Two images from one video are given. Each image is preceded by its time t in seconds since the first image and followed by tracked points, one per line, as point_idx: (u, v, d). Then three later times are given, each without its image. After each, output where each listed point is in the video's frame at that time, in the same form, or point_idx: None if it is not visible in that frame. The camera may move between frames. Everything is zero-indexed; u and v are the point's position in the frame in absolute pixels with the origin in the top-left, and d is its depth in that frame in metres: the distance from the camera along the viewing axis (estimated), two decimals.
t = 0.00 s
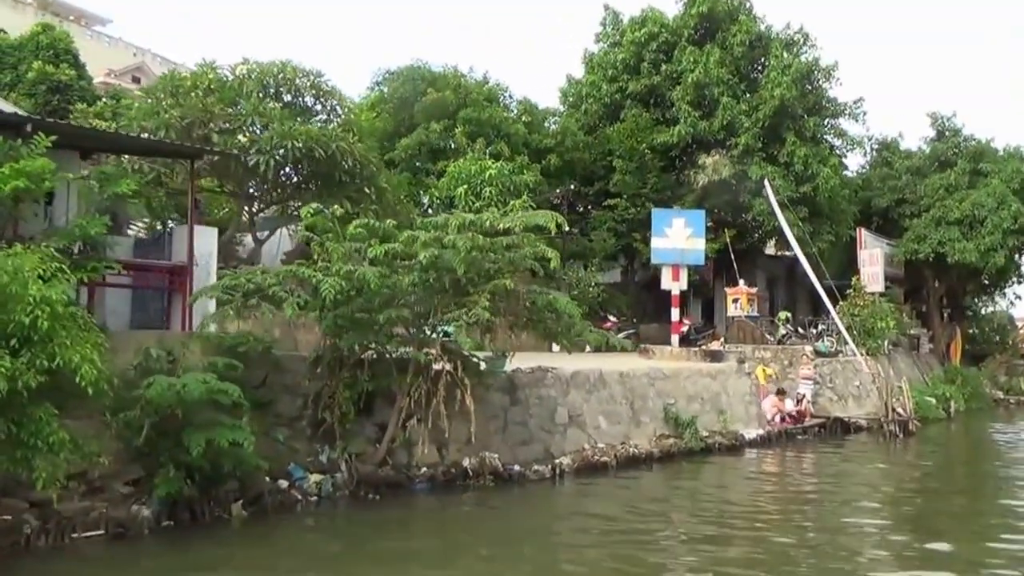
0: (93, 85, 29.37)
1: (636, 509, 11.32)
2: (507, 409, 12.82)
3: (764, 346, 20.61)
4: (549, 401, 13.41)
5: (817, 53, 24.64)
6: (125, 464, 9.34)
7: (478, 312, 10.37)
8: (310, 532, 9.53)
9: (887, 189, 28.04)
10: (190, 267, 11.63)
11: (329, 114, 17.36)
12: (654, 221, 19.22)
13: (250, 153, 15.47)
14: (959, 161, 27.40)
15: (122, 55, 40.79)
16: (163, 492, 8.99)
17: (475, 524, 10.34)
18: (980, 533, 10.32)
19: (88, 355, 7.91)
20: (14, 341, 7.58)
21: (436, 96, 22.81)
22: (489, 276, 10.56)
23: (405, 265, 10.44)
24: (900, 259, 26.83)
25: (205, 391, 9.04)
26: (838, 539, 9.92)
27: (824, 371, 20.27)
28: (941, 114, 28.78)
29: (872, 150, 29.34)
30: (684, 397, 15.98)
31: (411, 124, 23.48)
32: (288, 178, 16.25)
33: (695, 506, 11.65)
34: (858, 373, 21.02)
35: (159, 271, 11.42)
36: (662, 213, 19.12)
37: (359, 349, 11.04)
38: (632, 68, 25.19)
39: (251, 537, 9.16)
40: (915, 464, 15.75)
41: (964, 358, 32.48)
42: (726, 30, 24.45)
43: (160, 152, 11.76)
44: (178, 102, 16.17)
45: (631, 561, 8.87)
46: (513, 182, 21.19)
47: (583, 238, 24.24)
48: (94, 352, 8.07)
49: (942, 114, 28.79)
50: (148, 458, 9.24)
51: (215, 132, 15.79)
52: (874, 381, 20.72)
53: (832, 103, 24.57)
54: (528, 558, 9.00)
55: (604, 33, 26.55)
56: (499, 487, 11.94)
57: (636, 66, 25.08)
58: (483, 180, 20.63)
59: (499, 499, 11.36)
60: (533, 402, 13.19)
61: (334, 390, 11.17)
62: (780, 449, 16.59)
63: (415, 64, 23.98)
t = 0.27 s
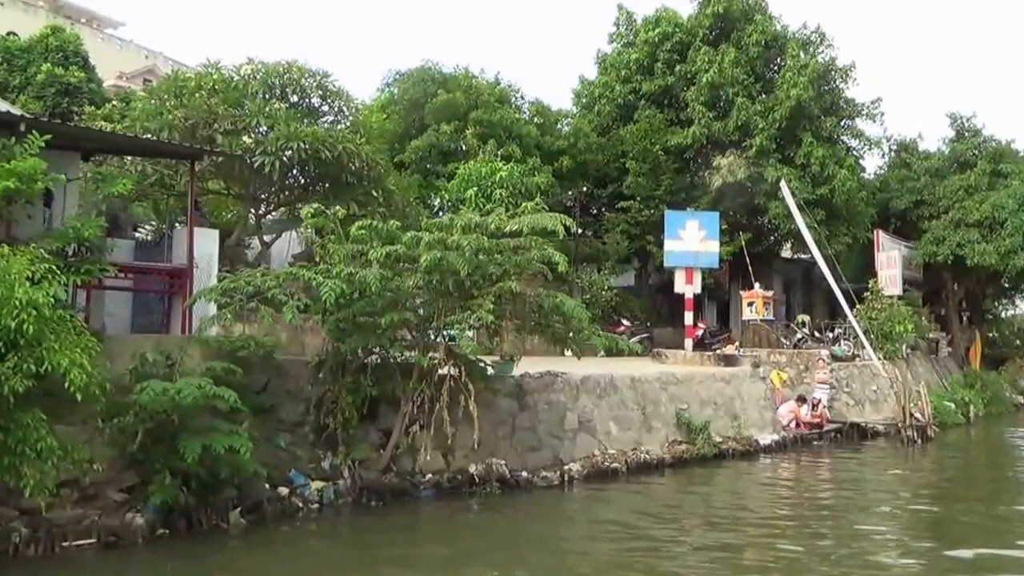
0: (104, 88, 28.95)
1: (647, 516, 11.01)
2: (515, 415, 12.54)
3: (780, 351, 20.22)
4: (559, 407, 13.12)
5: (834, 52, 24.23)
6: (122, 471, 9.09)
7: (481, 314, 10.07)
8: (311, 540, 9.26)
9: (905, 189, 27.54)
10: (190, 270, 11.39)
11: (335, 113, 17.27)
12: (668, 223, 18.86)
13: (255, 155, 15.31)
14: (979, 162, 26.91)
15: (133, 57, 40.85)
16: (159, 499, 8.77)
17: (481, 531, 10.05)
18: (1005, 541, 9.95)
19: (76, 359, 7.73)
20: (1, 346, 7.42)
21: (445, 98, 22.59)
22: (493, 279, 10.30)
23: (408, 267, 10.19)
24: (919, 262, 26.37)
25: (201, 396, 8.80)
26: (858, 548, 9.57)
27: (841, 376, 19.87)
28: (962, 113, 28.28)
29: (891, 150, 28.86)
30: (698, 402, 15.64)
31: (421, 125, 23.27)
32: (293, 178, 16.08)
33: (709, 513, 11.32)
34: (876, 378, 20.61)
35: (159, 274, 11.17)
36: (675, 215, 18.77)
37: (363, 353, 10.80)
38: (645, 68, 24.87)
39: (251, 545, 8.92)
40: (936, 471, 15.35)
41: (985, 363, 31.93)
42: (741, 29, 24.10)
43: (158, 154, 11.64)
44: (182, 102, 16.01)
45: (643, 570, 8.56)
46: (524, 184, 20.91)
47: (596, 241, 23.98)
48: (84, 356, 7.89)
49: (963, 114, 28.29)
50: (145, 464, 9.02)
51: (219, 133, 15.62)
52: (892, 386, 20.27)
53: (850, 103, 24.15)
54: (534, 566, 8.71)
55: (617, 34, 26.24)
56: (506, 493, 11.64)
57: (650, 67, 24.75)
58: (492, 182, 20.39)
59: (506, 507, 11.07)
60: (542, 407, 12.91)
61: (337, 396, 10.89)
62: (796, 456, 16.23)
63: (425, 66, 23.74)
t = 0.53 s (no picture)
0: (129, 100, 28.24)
1: (658, 528, 10.76)
2: (523, 424, 12.35)
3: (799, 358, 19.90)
4: (568, 415, 12.92)
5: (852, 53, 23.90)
6: (121, 480, 8.98)
7: (485, 320, 9.82)
8: (313, 551, 9.10)
9: (928, 192, 27.22)
10: (195, 276, 11.30)
11: (351, 120, 17.11)
12: (682, 226, 18.58)
13: (264, 161, 15.25)
14: (1004, 164, 26.44)
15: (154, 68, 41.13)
16: (157, 508, 8.64)
17: (487, 542, 9.85)
18: None
19: (74, 365, 7.59)
20: None
21: (458, 104, 22.51)
22: (497, 284, 10.14)
23: (410, 272, 10.04)
24: (942, 266, 25.93)
25: (200, 403, 8.66)
26: (875, 563, 9.29)
27: (861, 383, 19.52)
28: (986, 114, 27.83)
29: (912, 152, 28.45)
30: (712, 410, 15.35)
31: (433, 132, 23.17)
32: (303, 185, 15.87)
33: (722, 525, 11.07)
34: (899, 387, 20.23)
35: (164, 281, 11.10)
36: (689, 219, 18.51)
37: (367, 360, 10.66)
38: (659, 71, 24.71)
39: (250, 556, 8.77)
40: (959, 482, 14.99)
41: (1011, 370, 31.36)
42: (756, 31, 23.83)
43: (160, 159, 11.51)
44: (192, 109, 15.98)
45: None
46: (535, 190, 20.87)
47: (608, 247, 23.89)
48: (81, 362, 7.74)
49: (987, 114, 27.84)
50: (145, 473, 8.90)
51: (228, 141, 15.56)
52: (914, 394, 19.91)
53: (869, 104, 23.79)
54: None
55: (631, 36, 26.03)
56: (513, 504, 11.45)
57: (664, 69, 24.60)
58: (504, 188, 20.27)
59: (513, 518, 10.88)
60: (549, 415, 12.72)
61: (340, 404, 10.74)
62: (814, 466, 15.92)
63: (437, 72, 23.66)
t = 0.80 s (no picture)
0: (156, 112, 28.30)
1: (676, 544, 10.48)
2: (536, 436, 12.16)
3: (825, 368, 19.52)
4: (583, 426, 12.70)
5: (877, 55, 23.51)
6: (128, 491, 8.86)
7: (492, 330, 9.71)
8: (320, 564, 8.94)
9: (958, 196, 26.74)
10: (206, 284, 11.23)
11: (367, 129, 17.04)
12: (702, 233, 18.30)
13: (279, 169, 15.22)
14: None
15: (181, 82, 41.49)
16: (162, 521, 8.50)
17: (499, 557, 9.63)
18: None
19: (78, 374, 7.38)
20: (1, 361, 7.09)
21: (476, 112, 22.41)
22: (507, 292, 9.99)
23: (420, 280, 9.93)
24: (974, 273, 25.39)
25: (205, 415, 8.53)
26: None
27: (890, 394, 19.10)
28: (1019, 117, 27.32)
29: (943, 157, 27.97)
30: (734, 422, 15.00)
31: (452, 140, 23.08)
32: (318, 192, 15.78)
33: (743, 540, 10.76)
34: (930, 398, 19.78)
35: (174, 290, 11.02)
36: (709, 227, 18.24)
37: (378, 370, 10.52)
38: (679, 77, 24.55)
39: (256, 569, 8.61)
40: (991, 497, 14.55)
41: None
42: (778, 34, 23.54)
43: (171, 166, 11.40)
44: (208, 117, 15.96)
45: None
46: (553, 197, 20.72)
47: (628, 254, 23.61)
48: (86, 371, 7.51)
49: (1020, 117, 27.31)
50: (151, 484, 8.78)
51: (242, 152, 15.45)
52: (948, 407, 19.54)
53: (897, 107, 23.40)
54: None
55: (651, 42, 25.83)
56: (526, 518, 11.24)
57: (685, 74, 24.42)
58: (522, 197, 20.13)
59: (526, 532, 10.66)
60: (564, 427, 12.51)
61: (350, 415, 10.62)
62: (840, 479, 15.54)
63: (455, 80, 23.60)
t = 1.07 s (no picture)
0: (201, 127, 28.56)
1: (716, 563, 10.10)
2: (571, 450, 11.86)
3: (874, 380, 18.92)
4: (620, 441, 12.37)
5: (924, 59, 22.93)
6: (154, 505, 8.77)
7: (522, 340, 9.53)
8: None
9: (1013, 203, 25.90)
10: (236, 295, 11.20)
11: (401, 140, 16.91)
12: (744, 242, 17.81)
13: (314, 180, 15.19)
14: None
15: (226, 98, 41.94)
16: (187, 536, 8.38)
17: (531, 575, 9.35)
18: None
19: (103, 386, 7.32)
20: (24, 373, 7.04)
21: (514, 122, 22.27)
22: (538, 303, 9.79)
23: (450, 290, 9.77)
24: None
25: (231, 427, 8.40)
26: None
27: (943, 408, 18.43)
28: None
29: (996, 162, 27.15)
30: (778, 436, 14.53)
31: (489, 151, 22.94)
32: (352, 203, 15.70)
33: (786, 559, 10.35)
34: (984, 412, 19.06)
35: (205, 301, 10.99)
36: (751, 236, 17.77)
37: (408, 383, 10.33)
38: (720, 84, 24.13)
39: None
40: None
41: None
42: (821, 40, 23.10)
43: (200, 180, 11.59)
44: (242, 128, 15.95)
45: None
46: (592, 208, 20.45)
47: (669, 265, 23.15)
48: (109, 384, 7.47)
49: None
50: (177, 498, 8.67)
51: (278, 161, 15.46)
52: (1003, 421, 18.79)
53: (946, 112, 22.78)
54: None
55: (691, 49, 25.51)
56: (561, 535, 10.94)
57: (726, 82, 24.00)
58: (560, 207, 19.91)
59: (561, 549, 10.37)
60: (600, 441, 12.19)
61: (380, 428, 10.44)
62: (890, 496, 14.98)
63: (493, 90, 23.48)
